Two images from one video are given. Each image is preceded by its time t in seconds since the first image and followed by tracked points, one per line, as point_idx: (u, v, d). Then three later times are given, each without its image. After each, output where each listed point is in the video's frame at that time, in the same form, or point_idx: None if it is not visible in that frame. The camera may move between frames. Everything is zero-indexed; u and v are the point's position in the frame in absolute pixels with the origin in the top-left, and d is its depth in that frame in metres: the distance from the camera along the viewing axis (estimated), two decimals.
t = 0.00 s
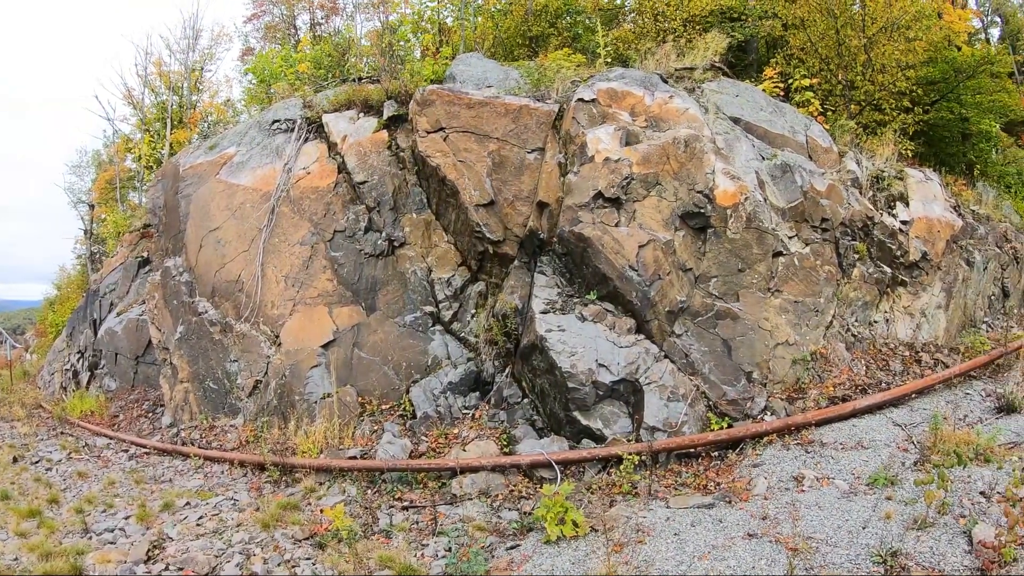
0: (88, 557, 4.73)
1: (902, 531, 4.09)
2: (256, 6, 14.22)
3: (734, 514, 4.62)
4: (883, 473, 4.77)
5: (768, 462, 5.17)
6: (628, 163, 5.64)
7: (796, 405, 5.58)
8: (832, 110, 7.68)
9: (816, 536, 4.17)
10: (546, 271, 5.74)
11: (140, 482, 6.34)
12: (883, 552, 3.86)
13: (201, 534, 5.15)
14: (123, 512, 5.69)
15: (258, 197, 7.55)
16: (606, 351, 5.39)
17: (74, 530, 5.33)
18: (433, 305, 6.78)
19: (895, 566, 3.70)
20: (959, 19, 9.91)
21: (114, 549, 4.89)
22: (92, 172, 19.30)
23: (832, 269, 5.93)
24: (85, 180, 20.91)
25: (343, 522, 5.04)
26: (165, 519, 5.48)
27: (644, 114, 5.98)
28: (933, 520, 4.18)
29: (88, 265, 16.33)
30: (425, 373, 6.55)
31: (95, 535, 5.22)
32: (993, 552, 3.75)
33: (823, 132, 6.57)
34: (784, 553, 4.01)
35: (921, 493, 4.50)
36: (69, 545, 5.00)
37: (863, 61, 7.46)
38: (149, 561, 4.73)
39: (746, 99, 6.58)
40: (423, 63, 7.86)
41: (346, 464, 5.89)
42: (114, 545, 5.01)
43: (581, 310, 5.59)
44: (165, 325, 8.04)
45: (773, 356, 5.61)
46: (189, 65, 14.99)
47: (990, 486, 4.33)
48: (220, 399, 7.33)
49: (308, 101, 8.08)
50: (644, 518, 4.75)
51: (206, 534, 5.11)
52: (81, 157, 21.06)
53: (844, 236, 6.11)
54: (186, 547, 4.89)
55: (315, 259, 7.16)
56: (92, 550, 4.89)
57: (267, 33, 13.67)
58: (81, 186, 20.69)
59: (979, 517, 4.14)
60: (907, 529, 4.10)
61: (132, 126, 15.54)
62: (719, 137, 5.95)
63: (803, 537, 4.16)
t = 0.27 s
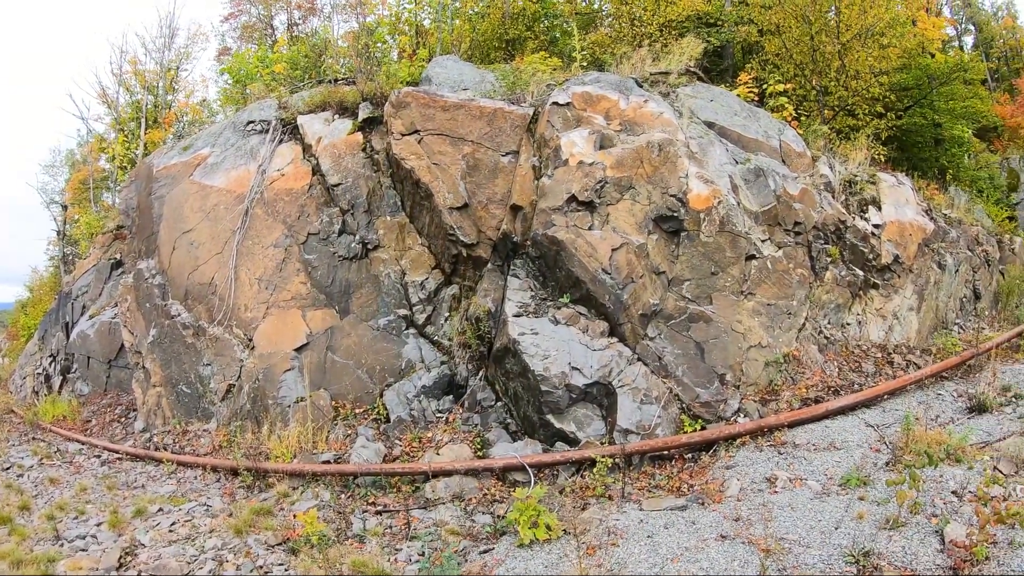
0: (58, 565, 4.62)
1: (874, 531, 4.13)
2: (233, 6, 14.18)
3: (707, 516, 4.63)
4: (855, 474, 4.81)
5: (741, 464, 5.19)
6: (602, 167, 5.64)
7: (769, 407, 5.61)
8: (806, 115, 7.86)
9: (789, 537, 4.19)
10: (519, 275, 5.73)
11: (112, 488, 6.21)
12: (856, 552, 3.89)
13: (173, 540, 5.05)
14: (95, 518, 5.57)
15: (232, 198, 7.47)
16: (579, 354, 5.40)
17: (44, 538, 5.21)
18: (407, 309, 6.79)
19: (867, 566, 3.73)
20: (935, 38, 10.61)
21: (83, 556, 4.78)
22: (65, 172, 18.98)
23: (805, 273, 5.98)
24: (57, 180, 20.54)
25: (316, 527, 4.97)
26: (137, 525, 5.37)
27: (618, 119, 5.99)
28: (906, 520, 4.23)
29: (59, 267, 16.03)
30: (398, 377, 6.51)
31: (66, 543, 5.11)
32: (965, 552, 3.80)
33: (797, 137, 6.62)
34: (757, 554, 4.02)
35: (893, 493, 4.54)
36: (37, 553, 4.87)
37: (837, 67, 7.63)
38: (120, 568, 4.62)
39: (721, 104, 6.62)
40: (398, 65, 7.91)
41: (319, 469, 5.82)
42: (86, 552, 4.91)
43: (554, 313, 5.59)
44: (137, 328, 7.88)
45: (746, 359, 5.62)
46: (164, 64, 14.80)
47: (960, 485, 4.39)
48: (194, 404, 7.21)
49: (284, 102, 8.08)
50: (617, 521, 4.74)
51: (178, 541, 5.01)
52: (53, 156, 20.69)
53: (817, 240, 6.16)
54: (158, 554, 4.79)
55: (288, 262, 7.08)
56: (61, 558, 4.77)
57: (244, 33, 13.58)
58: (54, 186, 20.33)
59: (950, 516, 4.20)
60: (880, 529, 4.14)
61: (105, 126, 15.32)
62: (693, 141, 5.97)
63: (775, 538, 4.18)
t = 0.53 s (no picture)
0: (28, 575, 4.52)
1: (845, 534, 4.17)
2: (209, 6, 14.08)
3: (678, 521, 4.63)
4: (826, 477, 4.86)
5: (713, 468, 5.21)
6: (574, 172, 5.65)
7: (741, 411, 5.64)
8: (779, 122, 8.05)
9: (760, 540, 4.21)
10: (491, 280, 5.77)
11: (83, 496, 6.09)
12: (826, 555, 3.92)
13: (144, 549, 4.97)
14: (66, 527, 5.46)
15: (205, 202, 7.40)
16: (551, 359, 5.43)
17: (13, 547, 5.10)
18: (379, 314, 6.74)
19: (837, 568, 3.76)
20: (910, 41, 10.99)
21: (52, 566, 4.68)
22: (38, 173, 18.69)
23: (776, 277, 6.02)
24: (29, 181, 20.21)
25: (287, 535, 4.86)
26: (108, 534, 5.27)
27: (592, 124, 6.00)
28: (876, 522, 4.27)
29: (31, 270, 15.76)
30: (370, 382, 6.48)
31: (37, 552, 5.02)
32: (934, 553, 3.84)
33: (768, 143, 6.69)
34: (727, 558, 4.04)
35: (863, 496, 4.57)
36: (7, 563, 4.78)
37: (810, 75, 7.75)
38: None
39: (693, 110, 6.67)
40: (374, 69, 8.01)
41: (291, 476, 5.77)
42: (57, 561, 4.83)
43: (526, 318, 5.62)
44: (108, 333, 7.74)
45: (718, 363, 5.65)
46: (139, 64, 14.62)
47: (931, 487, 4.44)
48: (165, 410, 7.10)
49: (258, 104, 8.10)
50: (588, 525, 4.73)
51: (149, 549, 4.93)
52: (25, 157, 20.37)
53: (789, 245, 6.22)
54: (128, 563, 4.71)
55: (261, 266, 7.05)
56: (31, 568, 4.68)
57: (219, 34, 13.46)
58: (26, 188, 20.03)
59: (920, 517, 4.26)
60: (850, 531, 4.18)
61: (79, 126, 15.13)
62: (665, 147, 5.99)
63: (746, 541, 4.20)
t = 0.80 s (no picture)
0: None
1: (813, 538, 4.20)
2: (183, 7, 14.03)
3: (647, 527, 4.63)
4: (795, 481, 4.90)
5: (683, 473, 5.22)
6: (544, 179, 5.65)
7: (710, 416, 5.66)
8: (751, 128, 8.76)
9: (728, 545, 4.23)
10: (460, 286, 5.75)
11: (49, 505, 5.94)
12: (795, 559, 3.95)
13: (111, 559, 4.86)
14: (32, 538, 5.32)
15: (174, 206, 7.32)
16: (520, 366, 5.42)
17: None
18: (349, 320, 6.83)
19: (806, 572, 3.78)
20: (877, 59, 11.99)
21: None
22: (5, 173, 18.38)
23: (745, 283, 6.09)
24: None
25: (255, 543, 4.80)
26: (75, 543, 5.14)
27: (563, 131, 6.01)
28: (845, 526, 4.33)
29: None
30: (340, 389, 6.50)
31: None
32: (902, 556, 3.90)
33: (739, 151, 6.78)
34: (696, 563, 4.05)
35: (831, 500, 4.65)
36: None
37: (780, 84, 8.41)
38: None
39: (664, 117, 6.73)
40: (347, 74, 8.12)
41: (260, 484, 5.70)
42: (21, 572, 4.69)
43: (495, 324, 5.62)
44: (76, 338, 7.58)
45: (687, 369, 5.70)
46: (111, 65, 14.51)
47: (899, 491, 4.57)
48: (133, 417, 6.96)
49: (229, 107, 8.06)
50: (558, 532, 4.70)
51: (116, 560, 4.82)
52: None
53: (758, 251, 6.29)
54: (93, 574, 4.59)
55: (230, 271, 7.00)
56: None
57: (193, 35, 13.36)
58: None
59: (887, 519, 4.36)
60: (818, 535, 4.22)
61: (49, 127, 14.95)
62: (635, 154, 6.03)
63: (715, 546, 4.22)
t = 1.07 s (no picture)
0: None
1: (779, 543, 4.23)
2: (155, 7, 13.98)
3: (613, 534, 4.62)
4: (761, 487, 4.93)
5: (649, 480, 5.22)
6: (512, 187, 5.68)
7: (677, 423, 5.69)
8: (720, 138, 8.88)
9: (694, 551, 4.23)
10: (427, 294, 5.82)
11: (12, 517, 5.71)
12: (760, 564, 3.96)
13: (76, 571, 4.71)
14: None
15: (141, 210, 7.20)
16: (486, 374, 5.45)
17: None
18: (315, 327, 6.79)
19: None
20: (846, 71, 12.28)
21: None
22: None
23: (712, 291, 6.13)
24: None
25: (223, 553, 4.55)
26: (39, 556, 4.96)
27: (531, 139, 6.02)
28: (811, 531, 4.37)
29: None
30: (307, 397, 6.46)
31: None
32: (866, 561, 3.94)
33: (706, 160, 6.89)
34: (662, 570, 4.05)
35: (796, 505, 4.69)
36: None
37: (749, 94, 8.62)
38: None
39: (632, 127, 6.76)
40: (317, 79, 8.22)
41: (225, 493, 5.61)
42: None
43: (461, 333, 5.66)
44: (40, 345, 7.39)
45: (654, 376, 5.71)
46: (81, 64, 14.42)
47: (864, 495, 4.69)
48: (98, 425, 6.80)
49: (199, 110, 8.02)
50: (524, 541, 4.66)
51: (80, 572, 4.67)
52: None
53: (724, 260, 6.34)
54: None
55: (197, 277, 6.91)
56: None
57: (163, 36, 13.20)
58: None
59: (853, 525, 4.42)
60: (784, 541, 4.25)
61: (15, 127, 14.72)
62: (603, 163, 6.03)
63: (681, 553, 4.22)
